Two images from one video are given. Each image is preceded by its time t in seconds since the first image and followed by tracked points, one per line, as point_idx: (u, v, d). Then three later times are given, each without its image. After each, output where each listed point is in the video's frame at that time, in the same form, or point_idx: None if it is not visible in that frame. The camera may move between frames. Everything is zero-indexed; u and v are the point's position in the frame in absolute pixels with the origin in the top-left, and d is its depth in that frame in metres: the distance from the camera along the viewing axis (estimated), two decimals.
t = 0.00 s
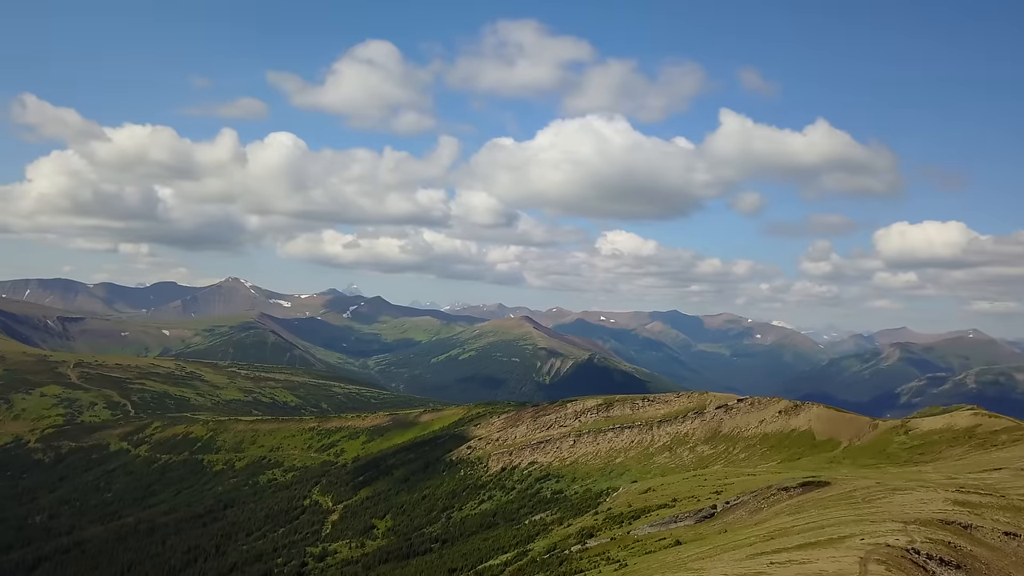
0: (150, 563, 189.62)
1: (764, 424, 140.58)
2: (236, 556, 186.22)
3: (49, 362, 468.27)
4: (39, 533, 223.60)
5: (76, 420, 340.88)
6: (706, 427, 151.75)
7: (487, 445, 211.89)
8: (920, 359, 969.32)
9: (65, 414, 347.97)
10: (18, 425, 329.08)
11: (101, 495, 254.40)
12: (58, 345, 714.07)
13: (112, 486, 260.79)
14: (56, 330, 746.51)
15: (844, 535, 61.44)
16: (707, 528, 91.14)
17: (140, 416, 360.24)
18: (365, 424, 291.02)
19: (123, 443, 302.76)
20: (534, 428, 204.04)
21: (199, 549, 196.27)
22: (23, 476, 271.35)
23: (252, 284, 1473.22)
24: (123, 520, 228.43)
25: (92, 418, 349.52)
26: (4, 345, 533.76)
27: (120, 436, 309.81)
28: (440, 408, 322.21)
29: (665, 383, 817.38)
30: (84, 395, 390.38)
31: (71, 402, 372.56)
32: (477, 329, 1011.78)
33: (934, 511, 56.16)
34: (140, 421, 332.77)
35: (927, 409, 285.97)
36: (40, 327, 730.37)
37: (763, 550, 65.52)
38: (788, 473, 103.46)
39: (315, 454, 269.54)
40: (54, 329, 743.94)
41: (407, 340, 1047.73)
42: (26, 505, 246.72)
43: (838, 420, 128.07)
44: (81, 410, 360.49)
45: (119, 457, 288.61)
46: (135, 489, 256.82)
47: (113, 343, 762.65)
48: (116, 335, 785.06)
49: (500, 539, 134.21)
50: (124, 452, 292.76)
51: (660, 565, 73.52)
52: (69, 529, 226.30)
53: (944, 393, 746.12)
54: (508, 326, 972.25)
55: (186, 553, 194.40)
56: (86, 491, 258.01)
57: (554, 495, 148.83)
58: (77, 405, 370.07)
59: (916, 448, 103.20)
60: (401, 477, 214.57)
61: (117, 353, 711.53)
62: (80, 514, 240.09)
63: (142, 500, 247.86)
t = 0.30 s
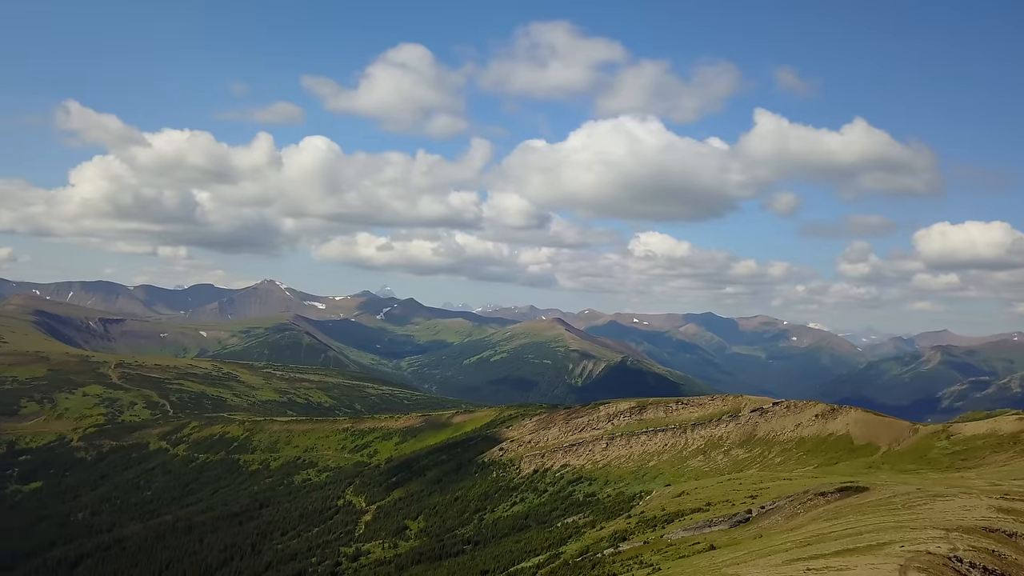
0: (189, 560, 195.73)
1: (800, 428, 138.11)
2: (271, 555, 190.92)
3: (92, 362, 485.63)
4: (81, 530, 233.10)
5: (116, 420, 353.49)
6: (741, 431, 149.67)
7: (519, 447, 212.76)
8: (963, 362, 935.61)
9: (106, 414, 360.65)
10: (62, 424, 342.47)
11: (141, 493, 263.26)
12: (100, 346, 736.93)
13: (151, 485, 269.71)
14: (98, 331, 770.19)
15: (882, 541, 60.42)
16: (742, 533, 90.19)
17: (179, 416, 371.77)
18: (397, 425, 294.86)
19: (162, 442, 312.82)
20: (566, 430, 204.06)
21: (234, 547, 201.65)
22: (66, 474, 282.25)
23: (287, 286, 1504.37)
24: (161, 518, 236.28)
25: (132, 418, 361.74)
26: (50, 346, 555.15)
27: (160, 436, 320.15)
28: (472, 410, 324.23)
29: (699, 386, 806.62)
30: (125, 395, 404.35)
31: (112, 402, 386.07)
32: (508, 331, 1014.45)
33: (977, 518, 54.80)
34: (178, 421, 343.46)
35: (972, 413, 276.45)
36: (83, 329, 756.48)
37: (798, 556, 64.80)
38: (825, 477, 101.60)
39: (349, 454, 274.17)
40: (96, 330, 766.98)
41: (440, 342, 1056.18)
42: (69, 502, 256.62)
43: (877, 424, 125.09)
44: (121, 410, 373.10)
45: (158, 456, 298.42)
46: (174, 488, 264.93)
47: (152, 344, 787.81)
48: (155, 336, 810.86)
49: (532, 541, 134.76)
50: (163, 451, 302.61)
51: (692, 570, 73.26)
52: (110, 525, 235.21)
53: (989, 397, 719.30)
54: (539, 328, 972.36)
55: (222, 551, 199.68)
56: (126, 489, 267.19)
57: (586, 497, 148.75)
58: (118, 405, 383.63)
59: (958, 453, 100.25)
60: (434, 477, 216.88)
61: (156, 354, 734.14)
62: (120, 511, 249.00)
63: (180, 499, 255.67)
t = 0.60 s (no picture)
0: (226, 558, 201.67)
1: (836, 432, 135.50)
2: (304, 554, 195.09)
3: (131, 363, 502.01)
4: (120, 528, 241.93)
5: (154, 420, 365.27)
6: (776, 434, 147.49)
7: (551, 449, 213.17)
8: (1009, 366, 901.62)
9: (144, 414, 372.75)
10: (102, 424, 355.36)
11: (179, 492, 271.70)
12: (138, 347, 760.05)
13: (189, 484, 277.99)
14: (137, 332, 794.37)
15: (921, 548, 59.47)
16: (777, 538, 89.27)
17: (214, 416, 382.47)
18: (429, 426, 298.01)
19: (198, 442, 322.09)
20: (598, 433, 203.68)
21: (269, 546, 206.68)
22: (106, 472, 292.26)
23: (321, 288, 1531.79)
24: (197, 517, 243.65)
25: (169, 418, 373.08)
26: (93, 348, 576.24)
27: (196, 436, 329.65)
28: (503, 412, 325.64)
29: (733, 389, 794.13)
30: (162, 395, 417.56)
31: (150, 402, 399.19)
32: (540, 333, 1014.84)
33: (1020, 526, 53.68)
34: (213, 422, 353.46)
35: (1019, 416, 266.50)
36: (122, 331, 780.69)
37: (834, 563, 64.10)
38: (862, 482, 99.78)
39: (382, 455, 278.16)
40: (134, 331, 790.80)
41: (472, 343, 1062.28)
42: (109, 500, 266.07)
43: (915, 428, 121.95)
44: (159, 410, 385.38)
45: (194, 455, 307.45)
46: (210, 487, 272.68)
47: (190, 345, 811.15)
48: (192, 338, 834.43)
49: (564, 543, 135.24)
50: (199, 451, 311.62)
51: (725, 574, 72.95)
52: (147, 523, 243.34)
53: None
54: (571, 330, 970.22)
55: (257, 550, 205.00)
56: (163, 488, 275.78)
57: (618, 501, 148.51)
58: (155, 405, 396.21)
59: (1001, 459, 97.34)
60: (467, 478, 218.83)
61: (193, 355, 755.62)
62: (158, 509, 257.32)
63: (216, 498, 263.14)
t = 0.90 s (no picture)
0: (259, 556, 206.80)
1: (871, 436, 132.90)
2: (336, 554, 198.67)
3: (166, 364, 516.44)
4: (155, 526, 249.62)
5: (188, 420, 375.51)
6: (809, 437, 145.17)
7: (580, 452, 213.04)
8: None
9: (179, 414, 383.67)
10: (137, 423, 366.95)
11: (212, 491, 278.86)
12: (173, 347, 780.37)
13: (222, 483, 285.02)
14: (172, 333, 815.91)
15: (959, 555, 58.49)
16: (810, 543, 88.25)
17: (246, 417, 391.51)
18: (459, 428, 300.36)
19: (231, 442, 330.20)
20: (628, 436, 202.78)
21: (300, 546, 211.03)
22: (141, 472, 301.49)
23: (352, 290, 1554.09)
24: (230, 516, 250.11)
25: (203, 418, 383.10)
26: (129, 349, 594.68)
27: (229, 436, 337.95)
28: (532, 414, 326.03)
29: (766, 392, 780.10)
30: (196, 396, 428.91)
31: (184, 402, 410.70)
32: (569, 335, 1012.53)
33: None
34: (245, 422, 362.04)
35: None
36: (157, 331, 802.07)
37: (868, 568, 63.43)
38: (898, 487, 98.00)
39: (412, 456, 281.38)
40: (169, 332, 811.70)
41: (501, 345, 1064.98)
42: (144, 499, 274.51)
43: (954, 432, 118.83)
44: (193, 410, 396.32)
45: (227, 455, 315.26)
46: (243, 486, 279.35)
47: (223, 346, 830.89)
48: (225, 339, 854.38)
49: (594, 546, 135.40)
50: (232, 451, 319.47)
51: None
52: (182, 522, 250.79)
53: None
54: (601, 332, 965.42)
55: (289, 549, 209.52)
56: (197, 487, 283.43)
57: (649, 504, 147.89)
58: (189, 405, 407.21)
59: None
60: (497, 480, 220.09)
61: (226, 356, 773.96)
62: (192, 508, 264.70)
63: (249, 497, 269.53)
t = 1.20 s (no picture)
0: (290, 556, 211.29)
1: (905, 439, 130.39)
2: (365, 554, 202.06)
3: (198, 365, 529.56)
4: (187, 525, 257.07)
5: (220, 420, 385.06)
6: (842, 441, 142.90)
7: (609, 454, 213.02)
8: None
9: (210, 414, 393.54)
10: (170, 423, 377.61)
11: (244, 490, 285.53)
12: (205, 348, 798.91)
13: (253, 483, 291.60)
14: (204, 334, 835.88)
15: (997, 560, 57.64)
16: (842, 548, 87.29)
17: (277, 417, 400.11)
18: (486, 429, 302.36)
19: (261, 442, 337.40)
20: (657, 438, 201.98)
21: (330, 546, 214.95)
22: (174, 471, 310.00)
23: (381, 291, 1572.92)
24: (261, 515, 255.94)
25: (234, 418, 392.33)
26: (163, 349, 611.56)
27: (260, 436, 345.54)
28: (559, 416, 326.14)
29: (798, 395, 766.00)
30: (227, 396, 439.25)
31: (216, 403, 421.11)
32: (597, 337, 1008.06)
33: None
34: (275, 422, 369.89)
35: None
36: (190, 333, 821.93)
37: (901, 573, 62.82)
38: (933, 491, 96.28)
39: (441, 457, 284.24)
40: (201, 334, 831.76)
41: (529, 347, 1066.16)
42: (177, 498, 282.53)
43: (990, 436, 116.15)
44: (224, 411, 405.96)
45: (258, 455, 322.35)
46: (274, 486, 285.52)
47: (253, 347, 848.45)
48: (256, 340, 871.63)
49: (622, 549, 135.57)
50: (263, 451, 326.61)
51: None
52: (213, 521, 257.75)
53: None
54: (629, 333, 959.50)
55: (319, 549, 213.53)
56: (229, 486, 290.45)
57: (679, 506, 147.29)
58: (221, 406, 417.10)
59: None
60: (525, 482, 221.06)
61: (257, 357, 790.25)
62: (224, 507, 271.47)
63: (280, 497, 275.31)
